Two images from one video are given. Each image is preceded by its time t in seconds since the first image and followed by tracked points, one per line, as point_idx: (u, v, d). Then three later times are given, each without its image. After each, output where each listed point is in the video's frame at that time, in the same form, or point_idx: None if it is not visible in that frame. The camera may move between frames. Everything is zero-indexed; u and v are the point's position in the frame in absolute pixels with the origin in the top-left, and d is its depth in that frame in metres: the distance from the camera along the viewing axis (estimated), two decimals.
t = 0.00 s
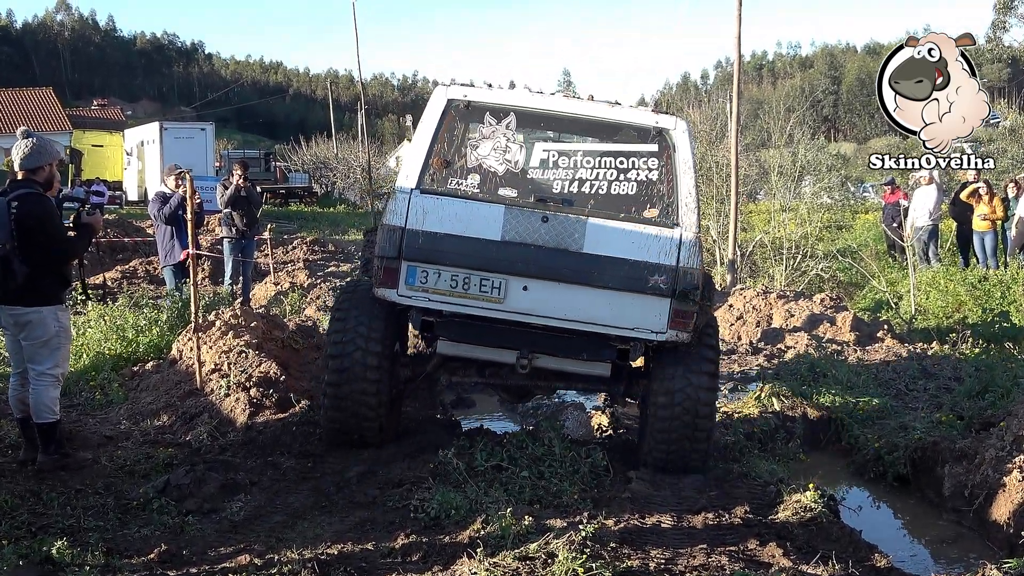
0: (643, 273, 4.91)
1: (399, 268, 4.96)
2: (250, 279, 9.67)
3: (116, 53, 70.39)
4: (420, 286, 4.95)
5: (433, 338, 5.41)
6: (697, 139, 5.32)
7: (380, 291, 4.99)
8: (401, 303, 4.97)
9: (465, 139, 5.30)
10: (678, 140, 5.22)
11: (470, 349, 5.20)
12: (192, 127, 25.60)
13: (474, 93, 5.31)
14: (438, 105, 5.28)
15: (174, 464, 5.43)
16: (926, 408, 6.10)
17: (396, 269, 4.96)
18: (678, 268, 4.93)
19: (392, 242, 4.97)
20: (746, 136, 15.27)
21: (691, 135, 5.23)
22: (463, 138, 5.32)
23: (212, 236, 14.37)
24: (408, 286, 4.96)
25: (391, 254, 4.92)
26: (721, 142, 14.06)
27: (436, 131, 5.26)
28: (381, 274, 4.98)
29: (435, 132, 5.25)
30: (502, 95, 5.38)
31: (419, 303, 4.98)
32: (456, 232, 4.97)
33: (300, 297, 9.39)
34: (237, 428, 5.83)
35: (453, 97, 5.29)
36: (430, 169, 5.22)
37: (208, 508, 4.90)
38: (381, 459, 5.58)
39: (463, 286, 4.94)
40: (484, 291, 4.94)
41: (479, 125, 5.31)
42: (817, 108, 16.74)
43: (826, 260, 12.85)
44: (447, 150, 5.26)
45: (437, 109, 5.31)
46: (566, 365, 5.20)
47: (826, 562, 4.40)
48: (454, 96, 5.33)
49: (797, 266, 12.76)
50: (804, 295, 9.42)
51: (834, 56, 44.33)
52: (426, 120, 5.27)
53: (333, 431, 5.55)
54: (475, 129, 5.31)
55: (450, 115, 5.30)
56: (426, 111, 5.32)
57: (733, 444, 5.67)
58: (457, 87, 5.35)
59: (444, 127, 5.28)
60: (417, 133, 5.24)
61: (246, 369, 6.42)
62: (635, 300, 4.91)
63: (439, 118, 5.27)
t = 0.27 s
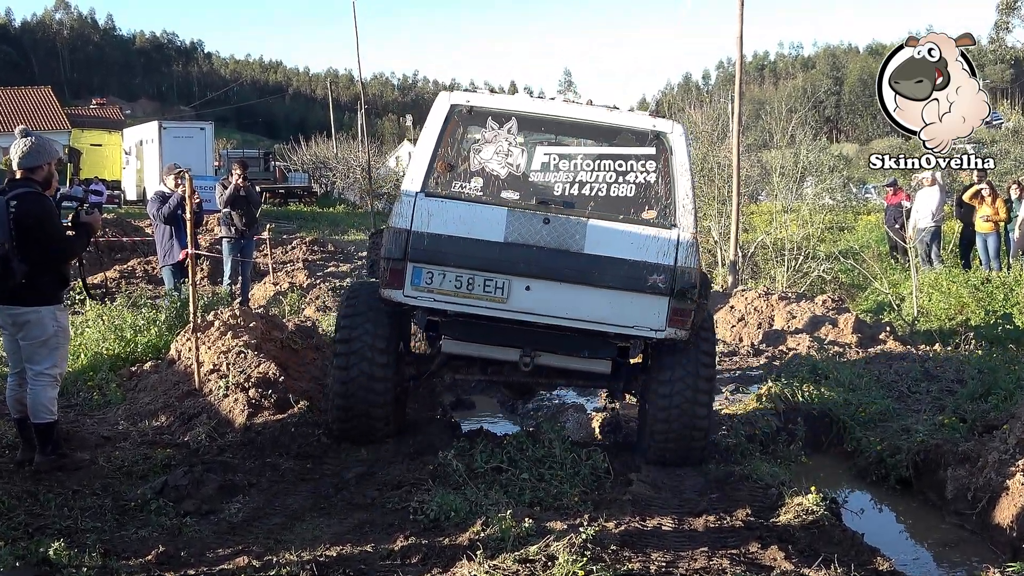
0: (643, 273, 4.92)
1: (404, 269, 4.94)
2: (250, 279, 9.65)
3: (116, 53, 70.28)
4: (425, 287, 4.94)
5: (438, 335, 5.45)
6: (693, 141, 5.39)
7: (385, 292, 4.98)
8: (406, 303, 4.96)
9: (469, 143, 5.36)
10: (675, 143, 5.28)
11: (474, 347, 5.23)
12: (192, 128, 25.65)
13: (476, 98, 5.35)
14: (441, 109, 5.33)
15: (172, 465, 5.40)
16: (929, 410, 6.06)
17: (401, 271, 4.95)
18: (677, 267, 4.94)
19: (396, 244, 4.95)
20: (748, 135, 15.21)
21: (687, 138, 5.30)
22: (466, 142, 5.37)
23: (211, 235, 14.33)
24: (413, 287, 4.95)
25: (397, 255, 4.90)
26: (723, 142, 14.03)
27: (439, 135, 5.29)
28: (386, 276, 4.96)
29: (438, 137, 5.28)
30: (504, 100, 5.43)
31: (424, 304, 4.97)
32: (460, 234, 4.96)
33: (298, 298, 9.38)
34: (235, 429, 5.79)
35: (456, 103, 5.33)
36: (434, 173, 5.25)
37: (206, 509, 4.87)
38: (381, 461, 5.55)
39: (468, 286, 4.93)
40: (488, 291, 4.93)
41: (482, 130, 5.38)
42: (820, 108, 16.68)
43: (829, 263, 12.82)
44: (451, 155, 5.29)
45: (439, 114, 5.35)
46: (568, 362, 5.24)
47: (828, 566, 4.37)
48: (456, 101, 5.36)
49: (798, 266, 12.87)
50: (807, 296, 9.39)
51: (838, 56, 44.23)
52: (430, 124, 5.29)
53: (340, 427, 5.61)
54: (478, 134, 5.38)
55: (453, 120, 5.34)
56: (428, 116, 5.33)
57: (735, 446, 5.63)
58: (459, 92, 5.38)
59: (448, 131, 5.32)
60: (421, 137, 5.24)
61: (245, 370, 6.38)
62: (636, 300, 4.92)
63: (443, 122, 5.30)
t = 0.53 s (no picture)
0: (647, 267, 4.93)
1: (408, 266, 4.99)
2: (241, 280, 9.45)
3: (111, 50, 69.74)
4: (429, 284, 4.99)
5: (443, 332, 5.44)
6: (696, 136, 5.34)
7: (390, 289, 5.02)
8: (411, 300, 5.01)
9: (471, 140, 5.34)
10: (677, 138, 5.23)
11: (480, 344, 5.21)
12: (180, 120, 24.13)
13: (478, 95, 5.34)
14: (443, 106, 5.32)
15: (161, 472, 5.20)
16: (943, 415, 5.86)
17: (406, 267, 4.99)
18: (681, 262, 4.95)
19: (401, 241, 5.01)
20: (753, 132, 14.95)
21: (689, 133, 5.24)
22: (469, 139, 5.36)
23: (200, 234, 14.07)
24: (418, 284, 5.00)
25: (402, 253, 4.95)
26: (730, 137, 13.76)
27: (442, 131, 5.28)
28: (390, 273, 5.01)
29: (441, 133, 5.27)
30: (506, 97, 5.41)
31: (429, 301, 5.01)
32: (463, 231, 5.00)
33: (291, 299, 9.20)
34: (226, 435, 5.57)
35: (457, 100, 5.31)
36: (437, 170, 5.25)
37: (196, 518, 4.68)
38: (377, 467, 5.37)
39: (472, 282, 4.97)
40: (492, 287, 4.98)
41: (484, 126, 5.36)
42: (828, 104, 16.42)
43: (843, 261, 12.58)
44: (453, 151, 5.29)
45: (441, 111, 5.34)
46: (574, 359, 5.23)
47: None
48: (458, 98, 5.35)
49: (809, 266, 12.63)
50: (818, 296, 9.23)
51: (846, 49, 43.84)
52: (432, 121, 5.30)
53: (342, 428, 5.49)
54: (480, 131, 5.35)
55: (454, 117, 5.33)
56: (431, 113, 5.34)
57: (743, 452, 5.44)
58: (461, 89, 5.36)
59: (450, 128, 5.31)
60: (423, 134, 5.25)
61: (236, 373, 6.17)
62: (640, 294, 4.94)
63: (445, 119, 5.30)
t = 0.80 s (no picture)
0: (655, 263, 4.85)
1: (412, 264, 4.86)
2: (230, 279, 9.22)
3: (106, 46, 69.11)
4: (434, 282, 4.85)
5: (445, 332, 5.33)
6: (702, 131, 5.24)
7: (394, 288, 4.89)
8: (415, 299, 4.88)
9: (475, 135, 5.15)
10: (684, 132, 5.13)
11: (485, 346, 5.13)
12: (168, 115, 23.04)
13: (482, 90, 5.18)
14: (446, 101, 5.16)
15: (148, 479, 4.97)
16: (961, 420, 5.61)
17: (410, 266, 4.86)
18: (690, 258, 4.86)
19: (404, 239, 4.85)
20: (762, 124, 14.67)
21: (697, 127, 5.15)
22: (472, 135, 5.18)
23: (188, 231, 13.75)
24: (423, 283, 4.87)
25: (406, 251, 4.82)
26: (740, 131, 13.41)
27: (445, 127, 5.12)
28: (394, 272, 4.88)
29: (444, 129, 5.10)
30: (509, 91, 5.25)
31: (434, 300, 4.88)
32: (469, 228, 4.86)
33: (282, 299, 8.99)
34: (215, 441, 5.35)
35: (461, 94, 5.16)
36: (441, 166, 5.06)
37: (184, 527, 4.46)
38: (371, 475, 5.15)
39: (478, 280, 4.85)
40: (498, 285, 4.86)
41: (488, 121, 5.19)
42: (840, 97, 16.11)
43: (856, 259, 12.35)
44: (457, 147, 5.11)
45: (444, 106, 5.17)
46: (580, 357, 5.15)
47: None
48: (461, 93, 5.19)
49: (820, 265, 12.51)
50: (831, 297, 9.04)
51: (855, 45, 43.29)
52: (435, 116, 5.13)
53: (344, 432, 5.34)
54: (484, 126, 5.18)
55: (458, 112, 5.16)
56: (433, 108, 5.17)
57: (752, 459, 5.21)
58: (463, 84, 5.21)
59: (454, 123, 5.14)
60: (426, 129, 5.09)
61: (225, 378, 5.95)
62: (648, 291, 4.86)
63: (448, 115, 5.14)
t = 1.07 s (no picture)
0: (658, 259, 4.65)
1: (408, 261, 4.68)
2: (219, 277, 8.98)
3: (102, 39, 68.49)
4: (431, 280, 4.68)
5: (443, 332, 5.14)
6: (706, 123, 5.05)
7: (390, 285, 4.72)
8: (411, 297, 4.70)
9: (472, 129, 5.00)
10: (687, 125, 4.94)
11: (484, 344, 4.94)
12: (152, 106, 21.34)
13: (480, 82, 4.99)
14: (442, 94, 4.97)
15: (132, 485, 4.76)
16: (977, 427, 5.38)
17: (406, 263, 4.69)
18: (693, 253, 4.66)
19: (400, 235, 4.68)
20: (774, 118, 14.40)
21: (701, 119, 4.95)
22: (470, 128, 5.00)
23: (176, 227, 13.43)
24: (419, 280, 4.69)
25: (402, 248, 4.65)
26: (747, 126, 13.11)
27: (443, 120, 4.94)
28: (389, 269, 4.71)
29: (441, 123, 4.92)
30: (508, 83, 5.06)
31: (431, 298, 4.71)
32: (466, 223, 4.68)
33: (271, 298, 8.77)
34: (201, 446, 5.13)
35: (459, 87, 4.96)
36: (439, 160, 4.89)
37: (169, 535, 4.25)
38: (363, 482, 4.94)
39: (476, 277, 4.68)
40: (496, 283, 4.68)
41: (487, 114, 5.05)
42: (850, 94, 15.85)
43: (868, 260, 11.86)
44: (455, 141, 4.94)
45: (441, 100, 4.98)
46: (581, 356, 4.96)
47: None
48: (459, 86, 4.99)
49: (832, 265, 12.04)
50: (843, 299, 8.83)
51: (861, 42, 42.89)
52: (431, 110, 4.95)
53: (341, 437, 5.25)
54: (482, 120, 5.03)
55: (455, 106, 4.98)
56: (429, 101, 4.99)
57: (760, 467, 5.00)
58: (461, 76, 5.00)
59: (451, 117, 4.96)
60: (422, 123, 4.90)
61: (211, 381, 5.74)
62: (651, 287, 4.66)
63: (445, 108, 4.95)
